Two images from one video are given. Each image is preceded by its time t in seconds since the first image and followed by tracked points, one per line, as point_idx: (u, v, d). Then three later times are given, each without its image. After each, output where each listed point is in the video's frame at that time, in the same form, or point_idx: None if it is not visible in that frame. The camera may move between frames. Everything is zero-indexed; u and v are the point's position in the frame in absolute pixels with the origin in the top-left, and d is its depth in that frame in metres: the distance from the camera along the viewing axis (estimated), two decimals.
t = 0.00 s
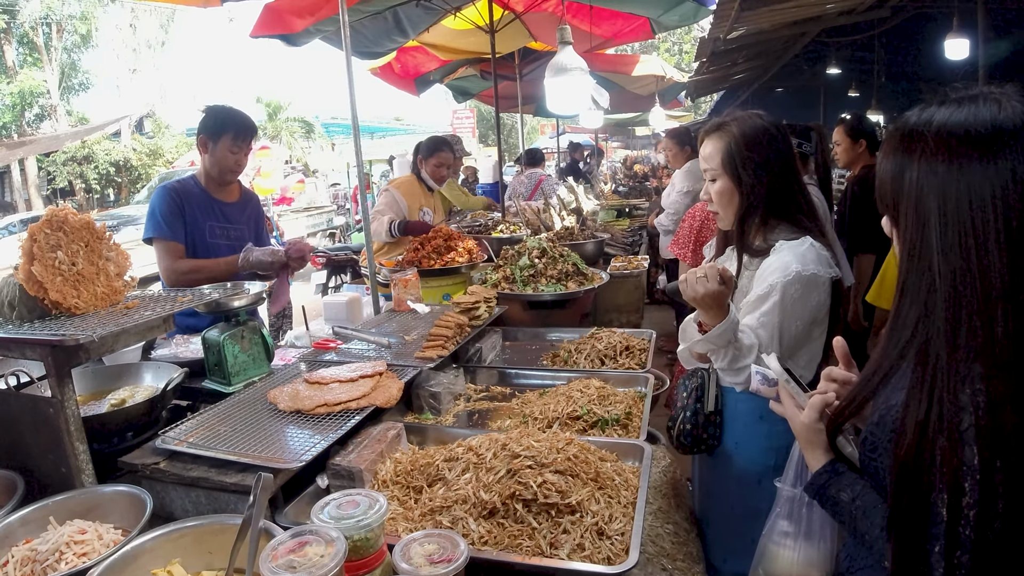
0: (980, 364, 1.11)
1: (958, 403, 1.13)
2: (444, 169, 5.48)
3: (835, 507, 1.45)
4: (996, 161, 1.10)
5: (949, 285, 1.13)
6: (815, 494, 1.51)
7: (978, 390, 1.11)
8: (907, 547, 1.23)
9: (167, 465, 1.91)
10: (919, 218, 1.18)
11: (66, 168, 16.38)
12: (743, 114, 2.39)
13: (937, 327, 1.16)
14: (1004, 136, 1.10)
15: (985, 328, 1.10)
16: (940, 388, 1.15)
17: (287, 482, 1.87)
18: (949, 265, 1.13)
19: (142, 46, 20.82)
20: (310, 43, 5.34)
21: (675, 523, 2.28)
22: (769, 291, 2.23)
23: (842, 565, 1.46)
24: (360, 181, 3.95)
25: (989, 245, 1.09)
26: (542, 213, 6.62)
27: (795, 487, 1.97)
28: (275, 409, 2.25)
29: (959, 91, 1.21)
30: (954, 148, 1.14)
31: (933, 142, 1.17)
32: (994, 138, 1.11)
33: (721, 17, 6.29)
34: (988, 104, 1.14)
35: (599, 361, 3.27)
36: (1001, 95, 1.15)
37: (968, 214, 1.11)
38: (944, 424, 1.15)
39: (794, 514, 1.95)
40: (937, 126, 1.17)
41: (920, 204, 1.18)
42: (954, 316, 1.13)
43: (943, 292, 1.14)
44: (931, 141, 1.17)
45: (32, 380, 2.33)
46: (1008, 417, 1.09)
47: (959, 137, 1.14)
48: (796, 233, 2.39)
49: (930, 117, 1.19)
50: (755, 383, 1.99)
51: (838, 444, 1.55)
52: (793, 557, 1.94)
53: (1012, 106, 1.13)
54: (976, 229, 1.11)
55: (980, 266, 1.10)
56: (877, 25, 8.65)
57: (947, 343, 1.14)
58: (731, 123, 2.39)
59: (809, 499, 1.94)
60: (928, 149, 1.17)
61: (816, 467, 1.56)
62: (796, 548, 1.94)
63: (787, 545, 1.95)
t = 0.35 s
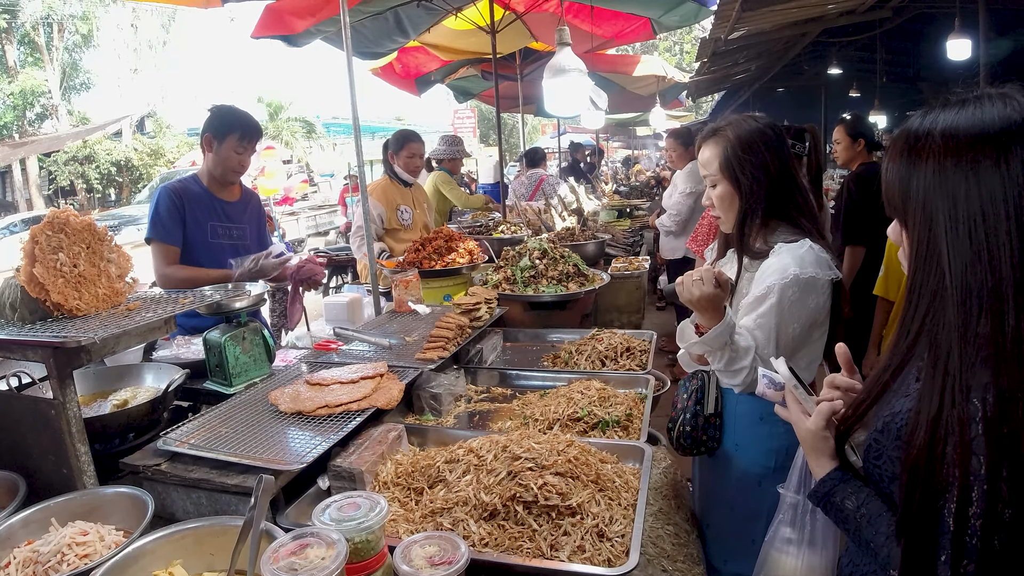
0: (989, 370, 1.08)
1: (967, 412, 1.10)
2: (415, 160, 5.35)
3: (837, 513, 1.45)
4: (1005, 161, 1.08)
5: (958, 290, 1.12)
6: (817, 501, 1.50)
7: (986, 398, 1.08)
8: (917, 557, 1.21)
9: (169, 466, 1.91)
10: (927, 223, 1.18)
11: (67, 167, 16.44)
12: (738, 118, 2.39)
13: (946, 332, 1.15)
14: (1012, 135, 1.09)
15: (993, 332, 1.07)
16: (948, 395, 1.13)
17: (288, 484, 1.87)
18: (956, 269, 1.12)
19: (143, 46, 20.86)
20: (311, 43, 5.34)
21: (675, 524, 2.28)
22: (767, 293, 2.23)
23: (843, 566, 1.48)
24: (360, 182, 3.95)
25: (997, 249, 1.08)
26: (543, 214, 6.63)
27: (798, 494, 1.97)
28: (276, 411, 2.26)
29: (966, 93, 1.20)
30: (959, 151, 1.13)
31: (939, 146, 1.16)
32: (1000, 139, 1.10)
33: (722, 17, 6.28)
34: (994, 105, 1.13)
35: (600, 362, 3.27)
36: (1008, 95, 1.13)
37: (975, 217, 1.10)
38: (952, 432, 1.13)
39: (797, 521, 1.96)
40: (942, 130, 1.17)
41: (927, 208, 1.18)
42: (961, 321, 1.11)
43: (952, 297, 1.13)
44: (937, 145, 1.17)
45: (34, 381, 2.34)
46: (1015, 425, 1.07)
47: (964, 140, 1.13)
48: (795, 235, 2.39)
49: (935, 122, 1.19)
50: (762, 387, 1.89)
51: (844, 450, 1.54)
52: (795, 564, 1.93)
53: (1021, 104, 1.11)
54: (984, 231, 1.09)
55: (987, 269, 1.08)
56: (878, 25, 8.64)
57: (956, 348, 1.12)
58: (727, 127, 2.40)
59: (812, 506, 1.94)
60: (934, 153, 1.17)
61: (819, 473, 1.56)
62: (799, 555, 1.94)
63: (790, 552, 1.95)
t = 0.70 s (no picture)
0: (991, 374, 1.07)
1: (969, 417, 1.09)
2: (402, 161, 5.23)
3: (840, 519, 1.44)
4: (1003, 160, 1.08)
5: (960, 292, 1.11)
6: (819, 506, 1.50)
7: (989, 401, 1.07)
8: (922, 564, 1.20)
9: (169, 467, 1.92)
10: (926, 225, 1.18)
11: (69, 168, 16.48)
12: (733, 120, 2.39)
13: (947, 334, 1.14)
14: (1008, 135, 1.09)
15: (995, 333, 1.07)
16: (951, 399, 1.12)
17: (288, 485, 1.88)
18: (956, 271, 1.11)
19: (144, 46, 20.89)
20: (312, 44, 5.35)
21: (675, 525, 2.28)
22: (766, 294, 2.23)
23: (844, 569, 1.49)
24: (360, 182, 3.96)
25: (996, 250, 1.07)
26: (543, 214, 6.63)
27: (800, 498, 1.97)
28: (276, 411, 2.26)
29: (960, 95, 1.20)
30: (955, 152, 1.13)
31: (935, 148, 1.16)
32: (998, 139, 1.09)
33: (723, 17, 6.28)
34: (990, 105, 1.13)
35: (600, 363, 3.27)
36: (1005, 95, 1.13)
37: (974, 219, 1.10)
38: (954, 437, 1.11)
39: (799, 525, 1.95)
40: (939, 131, 1.17)
41: (925, 210, 1.18)
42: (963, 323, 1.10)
43: (953, 299, 1.12)
44: (932, 147, 1.17)
45: (35, 382, 2.35)
46: (1018, 428, 1.05)
47: (961, 141, 1.13)
48: (795, 236, 2.39)
49: (931, 123, 1.19)
50: (765, 392, 1.86)
51: (846, 455, 1.53)
52: (797, 567, 1.94)
53: (1016, 103, 1.11)
54: (983, 231, 1.09)
55: (988, 270, 1.07)
56: (879, 25, 8.63)
57: (958, 350, 1.11)
58: (722, 131, 2.40)
59: (814, 511, 1.94)
60: (931, 154, 1.17)
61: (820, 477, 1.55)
62: (800, 558, 1.94)
63: (791, 555, 1.95)
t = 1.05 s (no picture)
0: (991, 380, 1.07)
1: (968, 423, 1.09)
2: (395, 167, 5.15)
3: (838, 523, 1.44)
4: (1003, 165, 1.08)
5: (959, 297, 1.11)
6: (817, 510, 1.50)
7: (987, 408, 1.07)
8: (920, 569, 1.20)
9: (169, 468, 1.92)
10: (925, 229, 1.18)
11: (70, 168, 16.50)
12: (731, 123, 2.39)
13: (946, 339, 1.14)
14: (1008, 138, 1.08)
15: (994, 339, 1.06)
16: (950, 404, 1.12)
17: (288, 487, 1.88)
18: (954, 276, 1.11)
19: (145, 46, 20.90)
20: (312, 44, 5.35)
21: (674, 526, 2.28)
22: (768, 295, 2.23)
23: (843, 572, 1.49)
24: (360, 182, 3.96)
25: (995, 255, 1.07)
26: (544, 215, 6.64)
27: (798, 501, 1.97)
28: (276, 413, 2.26)
29: (959, 97, 1.19)
30: (954, 156, 1.13)
31: (933, 152, 1.16)
32: (996, 143, 1.09)
33: (723, 17, 6.27)
34: (988, 108, 1.12)
35: (599, 363, 3.28)
36: (1003, 98, 1.12)
37: (973, 223, 1.10)
38: (953, 444, 1.11)
39: (797, 528, 1.95)
40: (936, 135, 1.17)
41: (925, 214, 1.17)
42: (962, 329, 1.10)
43: (952, 304, 1.12)
44: (932, 151, 1.16)
45: (35, 382, 2.35)
46: (1017, 435, 1.04)
47: (958, 146, 1.13)
48: (795, 237, 2.39)
49: (928, 127, 1.19)
50: (765, 393, 1.84)
51: (844, 459, 1.53)
52: (795, 570, 1.94)
53: (1016, 106, 1.10)
54: (982, 237, 1.09)
55: (988, 275, 1.07)
56: (879, 25, 8.63)
57: (957, 356, 1.11)
58: (720, 134, 2.40)
59: (812, 514, 1.94)
60: (929, 158, 1.17)
61: (818, 481, 1.55)
62: (799, 561, 1.94)
63: (789, 559, 1.94)
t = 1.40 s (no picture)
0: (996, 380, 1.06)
1: (972, 423, 1.08)
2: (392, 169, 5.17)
3: (838, 523, 1.44)
4: (1013, 162, 1.07)
5: (965, 296, 1.10)
6: (816, 510, 1.50)
7: (992, 408, 1.06)
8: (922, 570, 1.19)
9: (168, 467, 1.92)
10: (930, 227, 1.18)
11: (70, 167, 16.51)
12: (730, 123, 2.39)
13: (950, 337, 1.14)
14: (1017, 136, 1.08)
15: (1000, 338, 1.06)
16: (953, 403, 1.12)
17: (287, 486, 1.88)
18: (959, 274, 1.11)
19: (145, 46, 20.90)
20: (313, 44, 5.35)
21: (674, 526, 2.27)
22: (770, 293, 2.23)
23: (843, 572, 1.48)
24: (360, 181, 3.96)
25: (1002, 254, 1.06)
26: (544, 214, 6.64)
27: (797, 501, 1.97)
28: (277, 412, 2.26)
29: (966, 95, 1.19)
30: (962, 153, 1.12)
31: (940, 149, 1.16)
32: (1005, 141, 1.08)
33: (723, 17, 6.26)
34: (997, 105, 1.12)
35: (600, 363, 3.27)
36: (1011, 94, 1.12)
37: (980, 221, 1.09)
38: (956, 443, 1.11)
39: (797, 528, 1.95)
40: (944, 131, 1.16)
41: (931, 212, 1.17)
42: (967, 327, 1.10)
43: (957, 302, 1.12)
44: (939, 148, 1.16)
45: (34, 381, 2.35)
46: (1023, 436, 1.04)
47: (966, 143, 1.12)
48: (796, 236, 2.39)
49: (935, 124, 1.18)
50: (765, 392, 1.84)
51: (844, 459, 1.53)
52: (794, 570, 1.93)
53: None
54: (990, 234, 1.08)
55: (993, 273, 1.07)
56: (880, 24, 8.61)
57: (962, 355, 1.11)
58: (720, 134, 2.40)
59: (811, 514, 1.94)
60: (936, 155, 1.16)
61: (819, 481, 1.54)
62: (798, 561, 1.93)
63: (788, 558, 1.93)
